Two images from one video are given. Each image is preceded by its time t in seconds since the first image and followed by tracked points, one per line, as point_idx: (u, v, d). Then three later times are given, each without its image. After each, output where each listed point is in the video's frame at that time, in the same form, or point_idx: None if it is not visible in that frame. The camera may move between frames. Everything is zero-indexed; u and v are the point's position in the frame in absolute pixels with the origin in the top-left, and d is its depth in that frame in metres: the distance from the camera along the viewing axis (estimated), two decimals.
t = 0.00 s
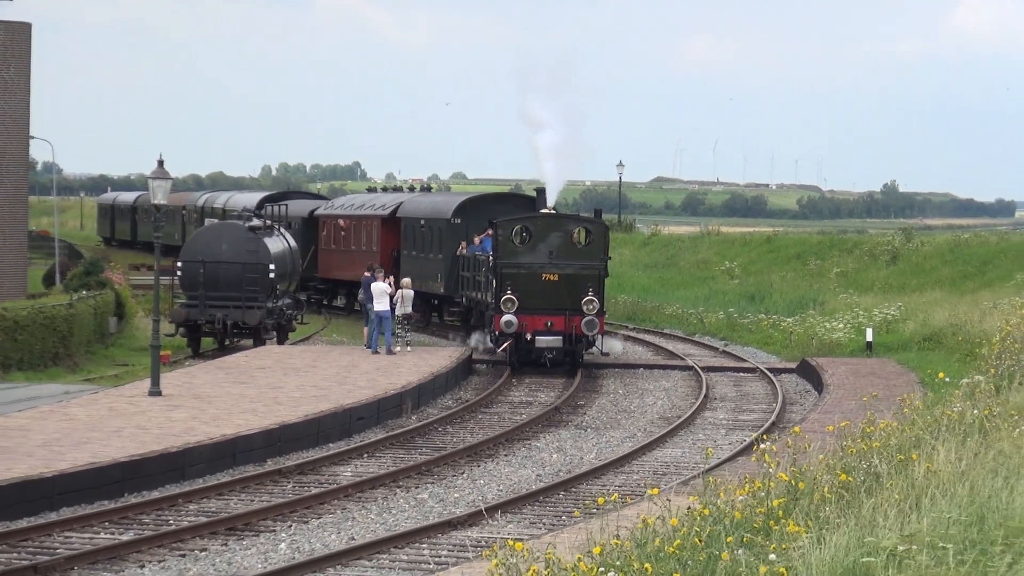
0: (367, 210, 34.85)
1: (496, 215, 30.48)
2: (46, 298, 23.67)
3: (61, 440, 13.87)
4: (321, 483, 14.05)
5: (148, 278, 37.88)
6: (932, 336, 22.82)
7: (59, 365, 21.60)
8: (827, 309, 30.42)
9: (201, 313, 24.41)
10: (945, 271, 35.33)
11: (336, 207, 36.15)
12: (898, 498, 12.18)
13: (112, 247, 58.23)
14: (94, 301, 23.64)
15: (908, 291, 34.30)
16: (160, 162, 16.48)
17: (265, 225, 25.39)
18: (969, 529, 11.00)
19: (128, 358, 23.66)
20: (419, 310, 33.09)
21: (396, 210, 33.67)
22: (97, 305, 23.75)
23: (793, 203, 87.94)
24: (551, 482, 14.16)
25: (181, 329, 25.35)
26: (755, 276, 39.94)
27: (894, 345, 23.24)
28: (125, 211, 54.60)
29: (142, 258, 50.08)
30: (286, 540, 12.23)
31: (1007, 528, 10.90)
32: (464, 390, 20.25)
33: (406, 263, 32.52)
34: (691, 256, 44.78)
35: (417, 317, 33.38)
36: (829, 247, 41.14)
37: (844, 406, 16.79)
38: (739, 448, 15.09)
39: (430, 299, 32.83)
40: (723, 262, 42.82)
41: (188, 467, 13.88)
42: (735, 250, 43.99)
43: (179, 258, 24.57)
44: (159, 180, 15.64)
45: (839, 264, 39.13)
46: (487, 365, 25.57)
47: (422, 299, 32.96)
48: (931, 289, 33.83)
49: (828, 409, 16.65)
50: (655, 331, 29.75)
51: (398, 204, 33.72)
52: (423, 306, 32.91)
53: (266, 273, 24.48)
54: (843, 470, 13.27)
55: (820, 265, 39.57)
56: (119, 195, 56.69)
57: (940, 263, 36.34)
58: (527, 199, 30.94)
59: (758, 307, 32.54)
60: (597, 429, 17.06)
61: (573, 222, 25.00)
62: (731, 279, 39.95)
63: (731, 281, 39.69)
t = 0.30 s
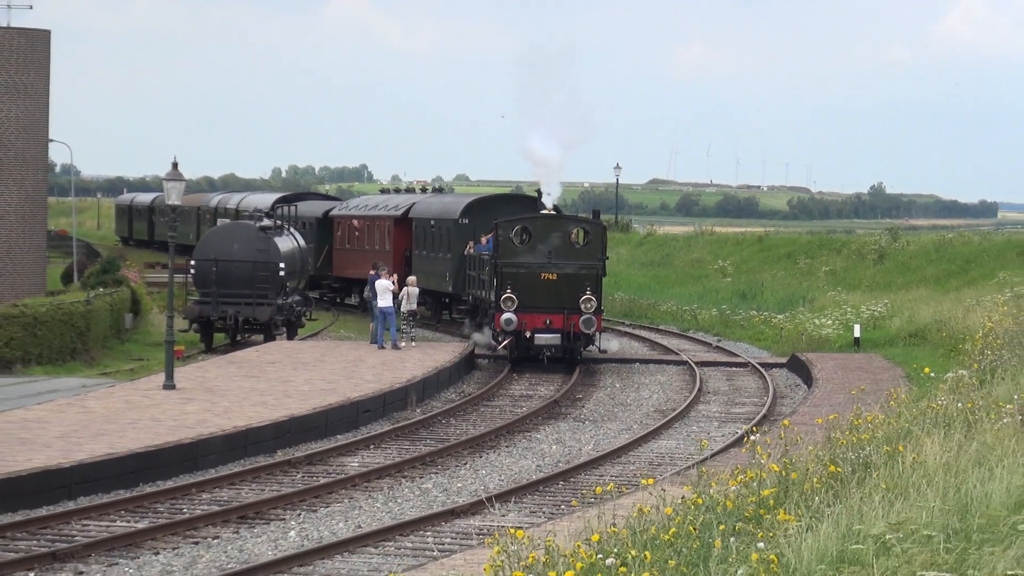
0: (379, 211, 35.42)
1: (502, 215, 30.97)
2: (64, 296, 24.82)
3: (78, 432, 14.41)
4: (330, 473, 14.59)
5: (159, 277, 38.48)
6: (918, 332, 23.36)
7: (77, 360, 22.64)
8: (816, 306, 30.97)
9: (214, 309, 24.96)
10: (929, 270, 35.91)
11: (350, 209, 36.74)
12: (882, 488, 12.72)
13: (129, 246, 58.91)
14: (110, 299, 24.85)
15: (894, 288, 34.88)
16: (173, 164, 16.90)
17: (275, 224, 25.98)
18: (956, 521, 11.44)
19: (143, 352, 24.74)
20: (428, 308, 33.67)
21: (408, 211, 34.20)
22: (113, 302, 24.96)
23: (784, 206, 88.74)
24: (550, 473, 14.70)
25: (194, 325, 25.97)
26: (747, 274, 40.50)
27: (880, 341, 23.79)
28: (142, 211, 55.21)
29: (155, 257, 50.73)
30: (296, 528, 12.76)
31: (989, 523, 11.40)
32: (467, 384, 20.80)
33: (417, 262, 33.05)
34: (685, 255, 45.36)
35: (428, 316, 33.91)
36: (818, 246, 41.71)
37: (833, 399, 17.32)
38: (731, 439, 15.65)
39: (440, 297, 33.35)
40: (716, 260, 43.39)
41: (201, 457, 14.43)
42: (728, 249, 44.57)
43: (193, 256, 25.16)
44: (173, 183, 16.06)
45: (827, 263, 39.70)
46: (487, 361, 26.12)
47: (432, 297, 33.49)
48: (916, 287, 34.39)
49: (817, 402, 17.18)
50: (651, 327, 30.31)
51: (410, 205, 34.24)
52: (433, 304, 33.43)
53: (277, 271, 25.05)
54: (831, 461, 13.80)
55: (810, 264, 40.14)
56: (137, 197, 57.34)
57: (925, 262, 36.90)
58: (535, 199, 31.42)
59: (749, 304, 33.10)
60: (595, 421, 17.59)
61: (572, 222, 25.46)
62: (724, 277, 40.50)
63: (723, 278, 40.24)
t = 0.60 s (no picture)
0: (395, 215, 36.20)
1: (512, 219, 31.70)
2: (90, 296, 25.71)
3: (104, 425, 15.17)
4: (343, 464, 15.34)
5: (173, 278, 39.26)
6: (903, 330, 24.11)
7: (103, 357, 23.48)
8: (805, 305, 31.74)
9: (233, 309, 25.83)
10: (913, 271, 36.70)
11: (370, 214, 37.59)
12: (866, 478, 13.45)
13: (151, 248, 59.61)
14: (135, 299, 25.73)
15: (880, 288, 35.66)
16: (194, 169, 17.59)
17: (291, 228, 26.91)
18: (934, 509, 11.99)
19: (165, 349, 25.58)
20: (442, 308, 34.46)
21: (422, 215, 34.94)
22: (137, 302, 25.84)
23: (775, 211, 89.73)
24: (552, 464, 15.44)
25: (213, 324, 26.84)
26: (739, 275, 41.27)
27: (865, 339, 24.56)
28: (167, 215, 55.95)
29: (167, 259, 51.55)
30: (311, 517, 13.50)
31: (968, 512, 11.92)
32: (473, 380, 21.55)
33: (432, 265, 33.82)
34: (680, 256, 46.14)
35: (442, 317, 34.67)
36: (807, 249, 42.48)
37: (820, 394, 18.06)
38: (725, 432, 16.38)
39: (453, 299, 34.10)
40: (710, 262, 44.16)
41: (220, 450, 15.18)
42: (721, 251, 45.34)
43: (213, 259, 26.12)
44: (195, 188, 16.77)
45: (815, 265, 40.47)
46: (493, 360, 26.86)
47: (446, 299, 34.24)
48: (900, 287, 35.19)
49: (805, 396, 17.92)
50: (648, 326, 31.08)
51: (425, 210, 34.99)
52: (446, 305, 34.19)
53: (293, 272, 25.95)
54: (820, 453, 14.55)
55: (799, 265, 40.92)
56: (161, 201, 58.18)
57: (909, 264, 37.68)
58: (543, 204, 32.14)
59: (741, 304, 33.87)
60: (595, 415, 18.34)
61: (573, 226, 26.19)
62: (717, 278, 41.27)
63: (716, 279, 41.03)
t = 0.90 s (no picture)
0: (410, 221, 37.00)
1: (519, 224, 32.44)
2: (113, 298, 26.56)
3: (127, 420, 15.95)
4: (353, 458, 16.11)
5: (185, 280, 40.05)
6: (886, 329, 24.88)
7: (126, 356, 24.29)
8: (793, 306, 32.52)
9: (249, 310, 26.63)
10: (897, 273, 37.51)
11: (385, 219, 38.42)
12: (849, 470, 14.20)
13: (175, 253, 60.18)
14: (156, 300, 26.57)
15: (865, 290, 36.46)
16: (210, 177, 18.37)
17: (304, 233, 27.74)
18: (918, 495, 12.43)
19: (185, 348, 26.41)
20: (454, 311, 35.24)
21: (435, 221, 35.70)
22: (158, 303, 26.67)
23: (765, 216, 90.66)
24: (553, 457, 16.20)
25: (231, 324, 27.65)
26: (730, 277, 42.06)
27: (851, 337, 25.35)
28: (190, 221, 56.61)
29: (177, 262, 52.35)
30: (324, 507, 14.26)
31: (947, 496, 12.45)
32: (478, 377, 22.34)
33: (443, 269, 34.59)
34: (675, 259, 46.94)
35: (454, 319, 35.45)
36: (796, 252, 43.26)
37: (807, 391, 18.83)
38: (717, 427, 17.14)
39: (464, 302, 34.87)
40: (702, 265, 44.93)
41: (237, 444, 15.96)
42: (713, 254, 46.12)
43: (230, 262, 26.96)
44: (212, 196, 17.55)
45: (802, 267, 41.26)
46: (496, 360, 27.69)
47: (457, 302, 35.02)
48: (883, 289, 36.01)
49: (792, 393, 18.69)
50: (644, 325, 31.85)
51: (437, 215, 35.76)
52: (457, 308, 34.97)
53: (306, 275, 26.75)
54: (807, 446, 15.30)
55: (788, 268, 41.72)
56: (185, 206, 58.94)
57: (894, 266, 38.47)
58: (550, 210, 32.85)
59: (733, 305, 34.65)
60: (594, 410, 19.11)
61: (572, 231, 26.88)
62: (709, 280, 42.07)
63: (709, 281, 41.82)
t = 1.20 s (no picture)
0: (423, 226, 37.76)
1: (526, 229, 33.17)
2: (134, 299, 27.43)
3: (149, 416, 16.75)
4: (363, 451, 16.91)
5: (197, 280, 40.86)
6: (871, 329, 25.68)
7: (147, 355, 25.12)
8: (782, 307, 33.33)
9: (264, 311, 27.45)
10: (881, 276, 38.36)
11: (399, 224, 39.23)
12: (833, 462, 14.97)
13: (196, 256, 60.94)
14: (176, 301, 27.42)
15: (850, 292, 37.30)
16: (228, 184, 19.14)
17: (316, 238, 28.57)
18: (893, 483, 13.20)
19: (204, 348, 27.26)
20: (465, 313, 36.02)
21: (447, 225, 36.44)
22: (178, 304, 27.52)
23: (754, 222, 91.61)
24: (554, 451, 16.99)
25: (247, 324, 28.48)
26: (722, 279, 42.89)
27: (838, 336, 26.16)
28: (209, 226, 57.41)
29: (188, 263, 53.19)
30: (335, 498, 15.04)
31: (920, 485, 13.22)
32: (482, 374, 23.15)
33: (453, 272, 35.36)
34: (670, 261, 47.78)
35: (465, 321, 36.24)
36: (785, 255, 44.07)
37: (796, 387, 19.62)
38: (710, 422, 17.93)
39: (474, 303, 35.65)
40: (695, 268, 45.74)
41: (253, 438, 16.75)
42: (706, 257, 46.95)
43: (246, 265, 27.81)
44: (229, 202, 18.32)
45: (789, 270, 42.10)
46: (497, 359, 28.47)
47: (467, 304, 35.80)
48: (868, 291, 36.83)
49: (781, 389, 19.49)
50: (638, 325, 32.63)
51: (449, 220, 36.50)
52: (467, 310, 35.76)
53: (319, 277, 27.56)
54: (796, 440, 16.08)
55: (776, 270, 42.53)
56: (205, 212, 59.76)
57: (878, 269, 39.29)
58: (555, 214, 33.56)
59: (724, 306, 35.48)
60: (592, 406, 19.91)
61: (569, 236, 27.70)
62: (702, 282, 42.91)
63: (701, 283, 42.65)
